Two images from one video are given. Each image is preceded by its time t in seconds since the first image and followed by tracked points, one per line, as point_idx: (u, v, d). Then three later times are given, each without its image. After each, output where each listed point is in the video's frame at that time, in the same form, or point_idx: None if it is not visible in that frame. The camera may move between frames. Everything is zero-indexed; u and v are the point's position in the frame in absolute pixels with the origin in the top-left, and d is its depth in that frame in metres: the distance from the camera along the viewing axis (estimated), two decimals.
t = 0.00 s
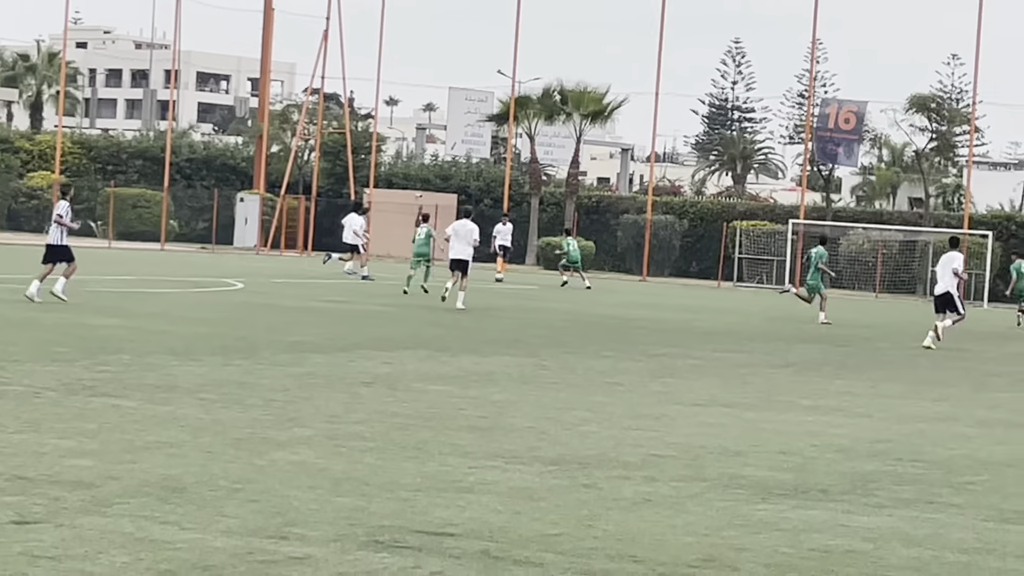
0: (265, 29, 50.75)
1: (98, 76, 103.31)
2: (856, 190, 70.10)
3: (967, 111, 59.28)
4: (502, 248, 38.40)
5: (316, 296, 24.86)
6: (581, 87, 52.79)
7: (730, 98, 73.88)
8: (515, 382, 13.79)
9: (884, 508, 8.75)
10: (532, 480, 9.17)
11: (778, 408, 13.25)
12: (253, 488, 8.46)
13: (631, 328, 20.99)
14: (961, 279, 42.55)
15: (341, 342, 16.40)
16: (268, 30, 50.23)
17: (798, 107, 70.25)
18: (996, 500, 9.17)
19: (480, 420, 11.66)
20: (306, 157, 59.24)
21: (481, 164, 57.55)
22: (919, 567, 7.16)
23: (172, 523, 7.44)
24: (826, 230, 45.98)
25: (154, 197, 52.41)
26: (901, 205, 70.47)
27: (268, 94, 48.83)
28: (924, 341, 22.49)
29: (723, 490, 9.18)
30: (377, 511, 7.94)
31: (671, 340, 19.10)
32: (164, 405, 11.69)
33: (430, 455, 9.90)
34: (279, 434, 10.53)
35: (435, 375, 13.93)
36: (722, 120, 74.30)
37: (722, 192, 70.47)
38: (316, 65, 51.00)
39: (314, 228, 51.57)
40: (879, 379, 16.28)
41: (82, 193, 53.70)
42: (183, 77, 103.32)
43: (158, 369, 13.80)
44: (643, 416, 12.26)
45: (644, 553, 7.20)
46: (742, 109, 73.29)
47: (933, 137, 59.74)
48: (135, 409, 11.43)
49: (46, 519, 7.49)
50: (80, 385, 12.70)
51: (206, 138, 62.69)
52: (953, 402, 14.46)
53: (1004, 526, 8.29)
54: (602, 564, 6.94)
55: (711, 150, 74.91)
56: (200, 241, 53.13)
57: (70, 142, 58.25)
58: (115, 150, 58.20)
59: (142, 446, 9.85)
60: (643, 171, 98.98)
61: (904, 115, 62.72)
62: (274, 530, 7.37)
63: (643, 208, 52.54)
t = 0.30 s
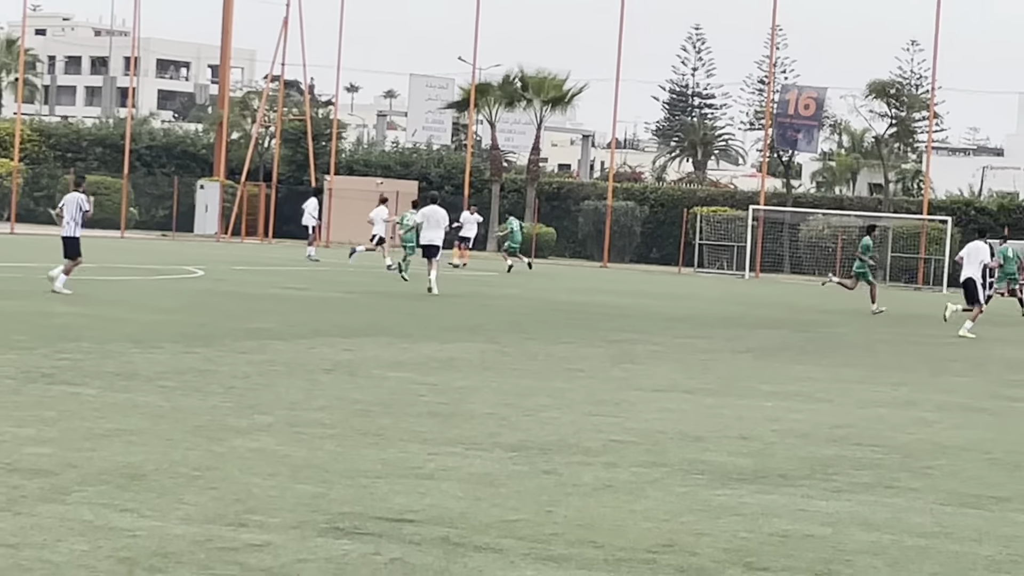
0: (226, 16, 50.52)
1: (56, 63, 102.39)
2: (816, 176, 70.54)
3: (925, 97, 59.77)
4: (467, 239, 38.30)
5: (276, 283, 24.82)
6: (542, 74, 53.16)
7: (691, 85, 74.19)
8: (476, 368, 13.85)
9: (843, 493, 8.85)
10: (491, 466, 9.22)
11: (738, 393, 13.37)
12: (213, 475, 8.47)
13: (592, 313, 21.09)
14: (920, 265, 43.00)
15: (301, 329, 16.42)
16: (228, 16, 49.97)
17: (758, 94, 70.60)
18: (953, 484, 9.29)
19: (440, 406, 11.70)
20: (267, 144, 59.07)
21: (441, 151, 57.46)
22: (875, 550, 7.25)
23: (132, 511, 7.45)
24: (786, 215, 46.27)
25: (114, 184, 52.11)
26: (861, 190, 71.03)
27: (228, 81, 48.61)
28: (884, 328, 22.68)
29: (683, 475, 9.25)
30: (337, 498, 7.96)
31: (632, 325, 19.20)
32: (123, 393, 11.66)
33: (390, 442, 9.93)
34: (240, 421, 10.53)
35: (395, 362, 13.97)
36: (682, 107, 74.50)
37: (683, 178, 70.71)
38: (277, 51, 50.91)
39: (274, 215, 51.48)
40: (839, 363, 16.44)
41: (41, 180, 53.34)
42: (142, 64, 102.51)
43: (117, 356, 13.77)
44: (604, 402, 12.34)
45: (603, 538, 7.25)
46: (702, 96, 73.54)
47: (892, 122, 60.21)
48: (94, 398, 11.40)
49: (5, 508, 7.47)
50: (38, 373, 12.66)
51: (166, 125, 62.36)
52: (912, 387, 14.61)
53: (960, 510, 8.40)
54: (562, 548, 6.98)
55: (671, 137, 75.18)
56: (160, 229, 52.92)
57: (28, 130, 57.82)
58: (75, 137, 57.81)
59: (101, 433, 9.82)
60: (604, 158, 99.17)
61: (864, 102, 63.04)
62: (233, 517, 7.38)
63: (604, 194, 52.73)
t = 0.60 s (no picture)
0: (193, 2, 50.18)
1: (23, 50, 101.54)
2: (784, 161, 70.76)
3: (893, 82, 59.89)
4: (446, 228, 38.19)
5: (245, 271, 24.76)
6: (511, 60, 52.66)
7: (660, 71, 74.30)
8: (445, 355, 13.87)
9: (810, 477, 8.92)
10: (459, 452, 9.24)
11: (706, 378, 13.46)
12: (180, 463, 8.48)
13: (560, 299, 21.14)
14: (887, 250, 43.25)
15: (269, 316, 16.41)
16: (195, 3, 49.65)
17: (726, 79, 70.75)
18: (920, 468, 9.38)
19: (409, 393, 11.73)
20: (235, 131, 58.84)
21: (410, 137, 57.24)
22: (843, 534, 7.32)
23: (99, 499, 7.45)
24: (755, 201, 46.44)
25: (82, 171, 51.79)
26: (828, 175, 71.33)
27: (197, 68, 48.40)
28: (852, 313, 22.81)
29: (650, 460, 9.30)
30: (305, 485, 7.98)
31: (600, 311, 19.28)
32: (91, 381, 11.65)
33: (358, 429, 9.95)
34: (207, 408, 10.54)
35: (364, 349, 14.00)
36: (651, 93, 74.51)
37: (651, 164, 70.73)
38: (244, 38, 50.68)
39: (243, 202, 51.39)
40: (806, 348, 16.55)
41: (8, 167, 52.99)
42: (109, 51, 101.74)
43: (86, 344, 13.74)
44: (572, 388, 12.39)
45: (572, 524, 7.30)
46: (670, 82, 73.53)
47: (860, 108, 60.41)
48: (62, 386, 11.38)
49: None
50: (5, 361, 12.62)
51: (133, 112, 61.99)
52: (879, 372, 14.73)
53: (926, 494, 8.48)
54: (530, 534, 7.02)
55: (640, 122, 75.22)
56: (129, 216, 52.70)
57: None
58: (42, 124, 57.43)
59: (68, 421, 9.80)
60: (573, 144, 99.09)
61: (832, 87, 63.18)
62: (201, 504, 7.39)
63: (573, 180, 52.73)
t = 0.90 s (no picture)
0: None
1: None
2: (760, 147, 70.87)
3: (867, 68, 60.08)
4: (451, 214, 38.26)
5: (222, 258, 24.68)
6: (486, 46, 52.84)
7: (635, 57, 74.25)
8: (421, 341, 13.89)
9: (786, 462, 8.98)
10: (433, 439, 9.26)
11: (682, 363, 13.51)
12: (156, 451, 8.47)
13: (537, 286, 21.16)
14: (863, 235, 43.46)
15: (245, 303, 16.40)
16: None
17: (703, 65, 70.78)
18: (895, 452, 9.43)
19: (385, 379, 11.75)
20: (210, 118, 58.63)
21: (386, 123, 57.06)
22: (818, 519, 7.36)
23: (74, 488, 7.43)
24: (731, 186, 46.56)
25: (56, 159, 51.53)
26: (804, 160, 71.50)
27: (172, 55, 48.20)
28: (828, 298, 22.88)
29: (627, 446, 9.33)
30: (281, 473, 7.99)
31: (577, 298, 19.31)
32: (65, 369, 11.62)
33: (334, 416, 9.96)
34: (183, 396, 10.53)
35: (340, 336, 14.00)
36: (627, 78, 74.52)
37: (628, 150, 70.71)
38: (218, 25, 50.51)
39: (218, 190, 51.29)
40: (782, 333, 16.62)
41: None
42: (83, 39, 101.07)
43: (60, 332, 13.70)
44: (549, 374, 12.42)
45: (548, 510, 7.32)
46: (646, 67, 73.53)
47: (835, 93, 60.53)
48: (36, 374, 11.33)
49: None
50: None
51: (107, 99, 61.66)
52: (855, 357, 14.80)
53: (901, 478, 8.54)
54: (506, 521, 7.04)
55: (616, 108, 75.16)
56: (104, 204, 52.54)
57: None
58: (16, 113, 57.12)
59: (43, 410, 9.76)
60: (548, 130, 99.04)
61: (808, 72, 63.27)
62: (177, 493, 7.39)
63: (549, 166, 52.75)
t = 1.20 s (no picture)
0: None
1: None
2: (740, 133, 70.91)
3: (846, 54, 60.25)
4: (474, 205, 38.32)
5: (201, 248, 24.60)
6: (465, 34, 52.68)
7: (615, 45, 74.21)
8: (401, 330, 13.88)
9: (767, 449, 9.00)
10: (414, 428, 9.26)
11: (662, 351, 13.53)
12: (136, 442, 8.45)
13: (518, 274, 21.17)
14: (844, 221, 43.59)
15: (225, 293, 16.35)
16: None
17: (682, 52, 70.80)
18: (875, 439, 9.48)
19: (366, 368, 11.75)
20: (189, 107, 58.38)
21: (365, 111, 56.87)
22: (799, 505, 7.38)
23: (53, 479, 7.41)
24: (711, 173, 46.52)
25: (34, 149, 51.25)
26: (784, 147, 71.67)
27: (149, 44, 47.93)
28: (809, 285, 22.95)
29: (608, 434, 9.34)
30: (261, 463, 7.98)
31: (557, 286, 19.31)
32: (45, 360, 11.57)
33: (315, 405, 9.95)
34: (163, 386, 10.50)
35: (320, 325, 13.98)
36: (607, 66, 74.43)
37: (607, 137, 70.63)
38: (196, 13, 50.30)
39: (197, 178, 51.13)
40: (762, 320, 16.66)
41: None
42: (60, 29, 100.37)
43: (40, 323, 13.64)
44: (530, 362, 12.43)
45: (529, 498, 7.32)
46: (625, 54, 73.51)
47: (815, 79, 60.60)
48: (15, 365, 11.29)
49: None
50: None
51: (84, 89, 61.29)
52: (835, 343, 14.85)
53: (881, 465, 8.57)
54: (487, 509, 7.05)
55: (596, 96, 75.08)
56: (83, 193, 52.33)
57: None
58: None
59: (23, 401, 9.73)
60: (528, 117, 98.97)
61: (788, 59, 63.25)
62: (157, 483, 7.37)
63: (529, 154, 52.73)
